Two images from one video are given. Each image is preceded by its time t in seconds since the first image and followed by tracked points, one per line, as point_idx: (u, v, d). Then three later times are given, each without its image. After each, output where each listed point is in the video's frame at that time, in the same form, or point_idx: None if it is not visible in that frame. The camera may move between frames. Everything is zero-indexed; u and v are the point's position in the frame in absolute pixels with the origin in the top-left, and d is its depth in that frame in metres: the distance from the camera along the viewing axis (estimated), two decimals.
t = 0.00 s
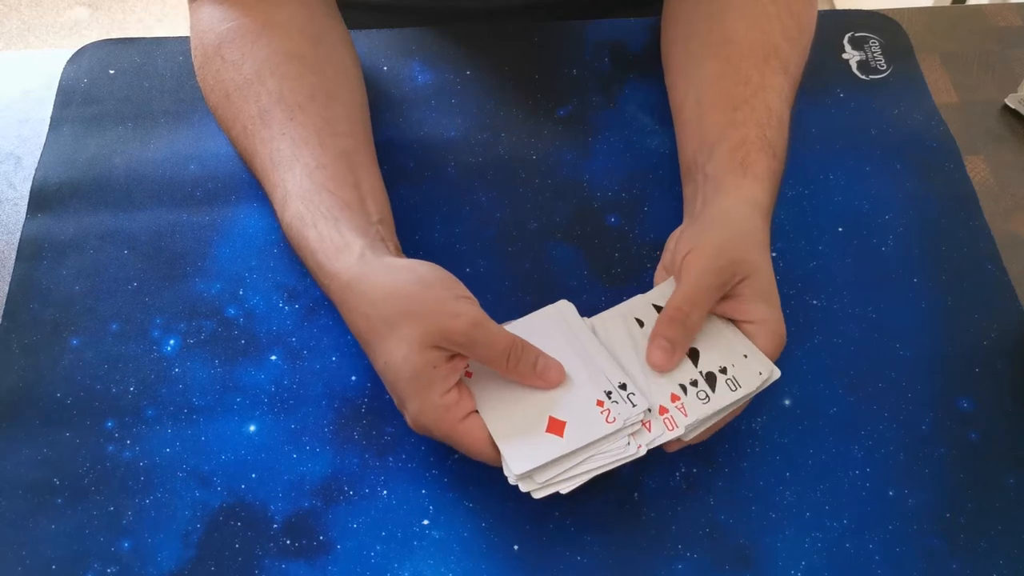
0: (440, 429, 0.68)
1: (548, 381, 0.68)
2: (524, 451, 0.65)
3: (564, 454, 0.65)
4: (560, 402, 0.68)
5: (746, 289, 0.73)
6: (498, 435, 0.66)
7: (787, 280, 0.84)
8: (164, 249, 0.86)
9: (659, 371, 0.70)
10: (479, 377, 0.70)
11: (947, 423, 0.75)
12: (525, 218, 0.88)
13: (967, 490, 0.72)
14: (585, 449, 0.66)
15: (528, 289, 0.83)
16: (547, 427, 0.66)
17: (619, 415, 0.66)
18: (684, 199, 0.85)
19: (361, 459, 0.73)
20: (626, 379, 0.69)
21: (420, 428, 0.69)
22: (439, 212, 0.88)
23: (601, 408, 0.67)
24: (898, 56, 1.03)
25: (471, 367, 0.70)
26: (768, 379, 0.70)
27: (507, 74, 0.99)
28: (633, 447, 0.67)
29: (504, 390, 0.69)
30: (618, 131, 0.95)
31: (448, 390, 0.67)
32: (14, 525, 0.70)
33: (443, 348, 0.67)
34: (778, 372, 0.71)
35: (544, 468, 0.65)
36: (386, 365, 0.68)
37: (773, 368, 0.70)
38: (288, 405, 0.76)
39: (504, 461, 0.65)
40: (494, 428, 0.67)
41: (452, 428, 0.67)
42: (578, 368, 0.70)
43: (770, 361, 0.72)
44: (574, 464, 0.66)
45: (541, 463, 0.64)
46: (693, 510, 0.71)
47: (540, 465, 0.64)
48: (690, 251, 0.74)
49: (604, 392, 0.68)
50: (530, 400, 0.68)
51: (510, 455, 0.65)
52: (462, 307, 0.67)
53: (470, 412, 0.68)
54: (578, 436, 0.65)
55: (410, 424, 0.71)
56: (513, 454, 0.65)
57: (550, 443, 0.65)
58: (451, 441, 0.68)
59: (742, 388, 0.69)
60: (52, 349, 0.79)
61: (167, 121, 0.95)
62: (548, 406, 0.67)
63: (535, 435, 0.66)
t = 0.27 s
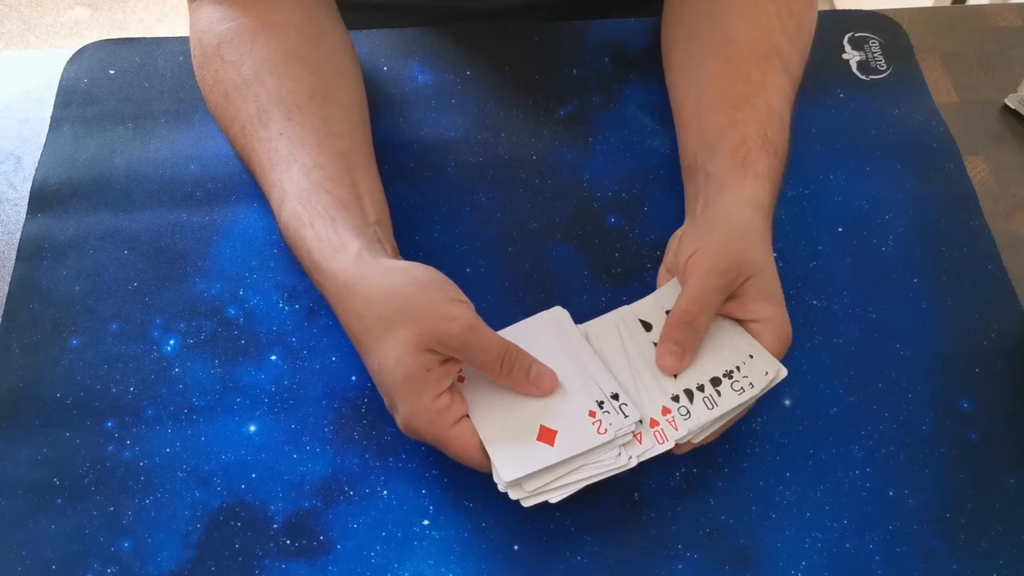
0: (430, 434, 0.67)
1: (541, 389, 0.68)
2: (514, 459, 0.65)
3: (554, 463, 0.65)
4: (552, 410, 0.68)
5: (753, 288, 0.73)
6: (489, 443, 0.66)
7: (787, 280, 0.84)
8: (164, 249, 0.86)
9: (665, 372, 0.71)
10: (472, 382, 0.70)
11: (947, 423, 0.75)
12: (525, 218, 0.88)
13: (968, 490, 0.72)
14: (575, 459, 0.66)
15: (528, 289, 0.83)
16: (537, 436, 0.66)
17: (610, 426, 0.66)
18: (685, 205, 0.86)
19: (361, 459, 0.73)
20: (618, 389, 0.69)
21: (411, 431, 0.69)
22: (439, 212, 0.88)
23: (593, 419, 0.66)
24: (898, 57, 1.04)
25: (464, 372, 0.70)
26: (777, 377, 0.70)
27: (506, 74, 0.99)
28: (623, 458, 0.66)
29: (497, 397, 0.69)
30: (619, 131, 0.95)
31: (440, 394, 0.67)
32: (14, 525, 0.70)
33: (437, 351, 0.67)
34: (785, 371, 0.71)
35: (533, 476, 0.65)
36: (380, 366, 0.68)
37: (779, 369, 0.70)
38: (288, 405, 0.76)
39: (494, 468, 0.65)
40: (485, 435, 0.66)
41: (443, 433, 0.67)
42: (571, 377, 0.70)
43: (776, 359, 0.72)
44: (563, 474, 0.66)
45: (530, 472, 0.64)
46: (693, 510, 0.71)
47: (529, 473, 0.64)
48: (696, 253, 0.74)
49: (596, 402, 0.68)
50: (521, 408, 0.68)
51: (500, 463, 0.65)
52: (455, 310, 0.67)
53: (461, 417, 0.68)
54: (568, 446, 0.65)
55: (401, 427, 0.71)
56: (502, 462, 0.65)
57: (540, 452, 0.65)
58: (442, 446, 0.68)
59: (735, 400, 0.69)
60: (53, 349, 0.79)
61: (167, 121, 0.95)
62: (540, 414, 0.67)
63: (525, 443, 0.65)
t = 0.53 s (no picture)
0: (432, 434, 0.67)
1: (545, 390, 0.68)
2: (515, 461, 0.65)
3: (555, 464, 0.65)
4: (554, 411, 0.68)
5: (750, 286, 0.73)
6: (491, 445, 0.66)
7: (787, 280, 0.84)
8: (164, 249, 0.86)
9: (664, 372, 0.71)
10: (474, 383, 0.70)
11: (947, 423, 0.75)
12: (525, 218, 0.88)
13: (968, 490, 0.72)
14: (575, 461, 0.66)
15: (528, 289, 0.83)
16: (539, 437, 0.66)
17: (612, 428, 0.66)
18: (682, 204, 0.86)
19: (361, 459, 0.73)
20: (620, 392, 0.69)
21: (413, 430, 0.69)
22: (439, 212, 0.88)
23: (595, 419, 0.67)
24: (899, 57, 1.03)
25: (467, 372, 0.70)
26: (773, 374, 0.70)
27: (506, 74, 0.99)
28: (623, 460, 0.67)
29: (499, 398, 0.69)
30: (619, 131, 0.95)
31: (443, 394, 0.67)
32: (14, 525, 0.70)
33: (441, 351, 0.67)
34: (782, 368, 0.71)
35: (533, 478, 0.65)
36: (382, 365, 0.68)
37: (775, 365, 0.70)
38: (288, 405, 0.76)
39: (495, 469, 0.65)
40: (486, 437, 0.67)
41: (445, 432, 0.67)
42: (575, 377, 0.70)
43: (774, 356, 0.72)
44: (564, 476, 0.66)
45: (531, 474, 0.64)
46: (693, 510, 0.71)
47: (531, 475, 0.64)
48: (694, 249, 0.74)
49: (598, 404, 0.68)
50: (523, 409, 0.68)
51: (502, 465, 0.65)
52: (459, 310, 0.67)
53: (463, 417, 0.68)
54: (570, 448, 0.65)
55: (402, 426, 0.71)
56: (504, 464, 0.65)
57: (542, 453, 0.65)
58: (443, 447, 0.68)
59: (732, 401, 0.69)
60: (53, 349, 0.79)
61: (167, 121, 0.95)
62: (542, 415, 0.68)
63: (527, 444, 0.66)
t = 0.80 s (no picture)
0: (455, 426, 0.67)
1: (561, 378, 0.68)
2: (538, 448, 0.65)
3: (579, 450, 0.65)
4: (572, 399, 0.68)
5: (743, 284, 0.73)
6: (513, 433, 0.66)
7: (787, 281, 0.84)
8: (164, 249, 0.86)
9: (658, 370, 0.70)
10: (492, 374, 0.70)
11: (947, 423, 0.75)
12: (525, 218, 0.88)
13: (968, 490, 0.72)
14: (597, 445, 0.66)
15: (528, 289, 0.83)
16: (560, 424, 0.66)
17: (631, 411, 0.66)
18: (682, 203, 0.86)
19: (361, 459, 0.73)
20: (638, 374, 0.68)
21: (434, 424, 0.69)
22: (439, 212, 0.88)
23: (614, 403, 0.66)
24: (899, 57, 1.03)
25: (485, 364, 0.70)
26: (764, 371, 0.70)
27: (506, 74, 0.99)
28: (645, 442, 0.66)
29: (518, 387, 0.69)
30: (619, 132, 0.95)
31: (463, 386, 0.67)
32: (14, 525, 0.70)
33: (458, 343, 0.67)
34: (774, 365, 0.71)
35: (558, 465, 0.65)
36: (401, 361, 0.68)
37: (767, 363, 0.70)
38: (288, 405, 0.76)
39: (518, 459, 0.65)
40: (508, 427, 0.66)
41: (468, 425, 0.67)
42: (591, 364, 0.70)
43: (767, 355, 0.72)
44: (589, 461, 0.66)
45: (555, 460, 0.64)
46: (693, 510, 0.71)
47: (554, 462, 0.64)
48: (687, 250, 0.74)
49: (617, 388, 0.68)
50: (541, 397, 0.68)
51: (525, 453, 0.64)
52: (474, 303, 0.67)
53: (484, 409, 0.68)
54: (590, 433, 0.65)
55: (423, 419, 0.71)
56: (526, 452, 0.64)
57: (564, 440, 0.65)
58: (466, 439, 0.68)
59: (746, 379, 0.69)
60: (52, 349, 0.79)
61: (167, 121, 0.95)
62: (560, 403, 0.67)
63: (548, 432, 0.66)
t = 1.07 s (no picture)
0: (433, 428, 0.67)
1: (545, 386, 0.68)
2: (516, 456, 0.65)
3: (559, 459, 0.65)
4: (554, 407, 0.68)
5: (749, 284, 0.73)
6: (492, 439, 0.66)
7: (787, 281, 0.84)
8: (164, 249, 0.86)
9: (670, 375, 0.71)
10: (474, 378, 0.70)
11: (948, 424, 0.75)
12: (525, 218, 0.88)
13: (968, 490, 0.72)
14: (576, 456, 0.66)
15: (528, 290, 0.83)
16: (540, 432, 0.66)
17: (612, 424, 0.66)
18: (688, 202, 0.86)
19: (361, 459, 0.73)
20: (621, 388, 0.69)
21: (412, 426, 0.68)
22: (439, 212, 0.88)
23: (596, 416, 0.67)
24: (899, 57, 1.03)
25: (467, 368, 0.70)
26: (771, 373, 0.70)
27: (506, 74, 0.99)
28: (625, 455, 0.67)
29: (499, 393, 0.69)
30: (619, 132, 0.95)
31: (445, 389, 0.67)
32: (14, 525, 0.70)
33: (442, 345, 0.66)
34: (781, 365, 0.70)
35: (535, 473, 0.65)
36: (382, 361, 0.67)
37: (774, 364, 0.70)
38: (288, 405, 0.76)
39: (496, 464, 0.65)
40: (487, 432, 0.66)
41: (447, 428, 0.67)
42: (574, 373, 0.70)
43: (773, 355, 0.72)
44: (566, 470, 0.66)
45: (533, 468, 0.64)
46: (693, 510, 0.71)
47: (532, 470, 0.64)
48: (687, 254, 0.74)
49: (598, 400, 0.68)
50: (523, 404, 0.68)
51: (503, 460, 0.65)
52: (462, 306, 0.67)
53: (465, 412, 0.68)
54: (571, 443, 0.65)
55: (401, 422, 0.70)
56: (504, 458, 0.65)
57: (543, 448, 0.65)
58: (444, 441, 0.67)
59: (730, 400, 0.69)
60: (52, 349, 0.79)
61: (167, 121, 0.95)
62: (541, 411, 0.67)
63: (527, 440, 0.66)
